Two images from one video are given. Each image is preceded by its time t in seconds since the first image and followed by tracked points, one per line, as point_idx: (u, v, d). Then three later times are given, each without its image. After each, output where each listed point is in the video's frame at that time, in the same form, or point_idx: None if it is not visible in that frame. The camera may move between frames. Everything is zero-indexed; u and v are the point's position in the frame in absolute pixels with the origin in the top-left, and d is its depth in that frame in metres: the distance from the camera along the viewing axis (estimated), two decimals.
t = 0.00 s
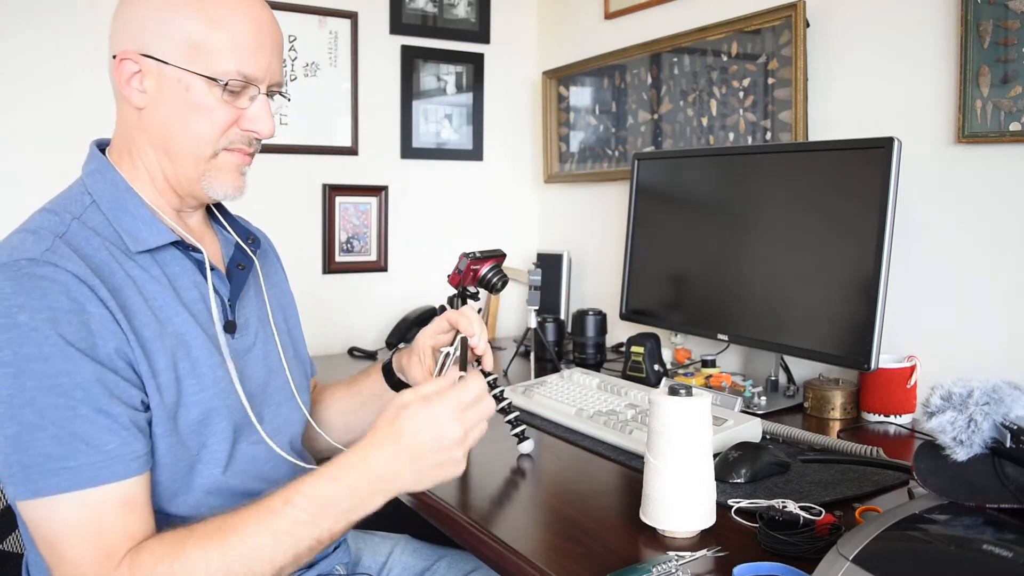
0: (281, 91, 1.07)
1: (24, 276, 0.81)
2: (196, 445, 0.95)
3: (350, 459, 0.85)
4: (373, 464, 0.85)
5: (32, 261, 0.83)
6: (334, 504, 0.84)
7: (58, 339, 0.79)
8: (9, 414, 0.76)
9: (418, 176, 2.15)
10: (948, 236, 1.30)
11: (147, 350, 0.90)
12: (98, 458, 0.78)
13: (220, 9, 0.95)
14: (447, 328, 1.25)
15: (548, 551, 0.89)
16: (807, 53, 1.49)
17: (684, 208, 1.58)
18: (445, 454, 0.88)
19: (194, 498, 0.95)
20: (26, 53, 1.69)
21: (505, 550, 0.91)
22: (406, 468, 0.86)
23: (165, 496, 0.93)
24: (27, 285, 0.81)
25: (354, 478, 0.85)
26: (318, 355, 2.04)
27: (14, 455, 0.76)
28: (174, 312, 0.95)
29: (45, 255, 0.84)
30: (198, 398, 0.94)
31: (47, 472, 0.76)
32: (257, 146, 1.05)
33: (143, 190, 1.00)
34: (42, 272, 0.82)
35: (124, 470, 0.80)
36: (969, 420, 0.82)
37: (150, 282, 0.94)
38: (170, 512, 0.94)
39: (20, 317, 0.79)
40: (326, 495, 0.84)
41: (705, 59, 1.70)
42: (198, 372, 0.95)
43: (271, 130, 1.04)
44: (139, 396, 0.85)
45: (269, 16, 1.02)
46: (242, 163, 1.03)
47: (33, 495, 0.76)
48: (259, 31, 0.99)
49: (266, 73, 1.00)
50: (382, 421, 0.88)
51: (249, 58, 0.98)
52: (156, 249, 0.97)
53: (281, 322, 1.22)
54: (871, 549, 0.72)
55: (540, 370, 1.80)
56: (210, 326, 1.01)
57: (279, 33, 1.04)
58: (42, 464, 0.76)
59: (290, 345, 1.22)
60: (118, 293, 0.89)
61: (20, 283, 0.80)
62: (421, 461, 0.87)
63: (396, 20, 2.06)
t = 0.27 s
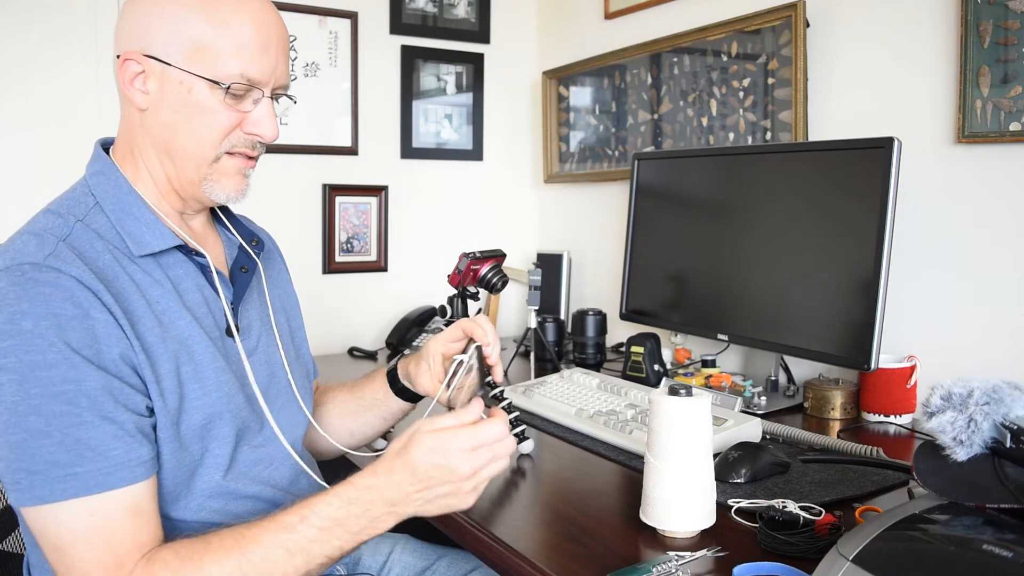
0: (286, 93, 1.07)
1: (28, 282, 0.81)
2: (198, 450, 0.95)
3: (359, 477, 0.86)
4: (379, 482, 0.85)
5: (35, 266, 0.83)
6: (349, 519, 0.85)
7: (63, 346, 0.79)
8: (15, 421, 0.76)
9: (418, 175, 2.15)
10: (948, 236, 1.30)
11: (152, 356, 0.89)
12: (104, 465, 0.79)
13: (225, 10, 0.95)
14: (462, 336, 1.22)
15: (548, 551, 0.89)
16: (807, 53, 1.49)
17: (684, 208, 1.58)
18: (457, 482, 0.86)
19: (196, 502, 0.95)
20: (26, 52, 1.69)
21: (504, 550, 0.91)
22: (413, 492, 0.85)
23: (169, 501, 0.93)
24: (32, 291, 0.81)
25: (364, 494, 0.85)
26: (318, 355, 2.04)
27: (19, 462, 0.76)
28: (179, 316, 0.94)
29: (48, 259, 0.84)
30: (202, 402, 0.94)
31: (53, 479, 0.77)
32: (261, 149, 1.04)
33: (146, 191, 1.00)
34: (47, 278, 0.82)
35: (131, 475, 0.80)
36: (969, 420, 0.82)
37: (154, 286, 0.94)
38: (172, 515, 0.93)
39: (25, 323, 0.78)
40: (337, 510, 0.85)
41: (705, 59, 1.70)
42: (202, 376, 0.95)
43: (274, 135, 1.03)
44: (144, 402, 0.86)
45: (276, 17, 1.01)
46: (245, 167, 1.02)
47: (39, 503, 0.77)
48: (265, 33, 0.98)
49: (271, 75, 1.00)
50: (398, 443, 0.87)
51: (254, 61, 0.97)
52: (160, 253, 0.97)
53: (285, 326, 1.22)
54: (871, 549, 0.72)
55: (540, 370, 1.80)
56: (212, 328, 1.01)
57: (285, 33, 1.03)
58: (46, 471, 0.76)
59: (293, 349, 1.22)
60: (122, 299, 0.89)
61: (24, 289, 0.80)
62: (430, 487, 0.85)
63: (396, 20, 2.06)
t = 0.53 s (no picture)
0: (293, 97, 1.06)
1: (33, 286, 0.81)
2: (203, 454, 0.94)
3: (367, 505, 0.87)
4: (386, 514, 0.86)
5: (41, 270, 0.83)
6: (359, 545, 0.86)
7: (69, 353, 0.79)
8: (20, 428, 0.76)
9: (418, 175, 2.15)
10: (949, 236, 1.30)
11: (158, 361, 0.89)
12: (108, 473, 0.78)
13: (235, 12, 0.94)
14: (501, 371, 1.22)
15: (548, 551, 0.89)
16: (807, 53, 1.49)
17: (684, 208, 1.58)
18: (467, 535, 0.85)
19: (199, 505, 0.95)
20: (26, 52, 1.69)
21: (504, 550, 0.91)
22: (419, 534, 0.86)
23: (169, 504, 0.92)
24: (37, 296, 0.80)
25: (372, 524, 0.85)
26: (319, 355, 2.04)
27: (25, 469, 0.76)
28: (184, 320, 0.94)
29: (54, 263, 0.84)
30: (208, 408, 0.94)
31: (57, 487, 0.76)
32: (268, 153, 1.04)
33: (151, 193, 1.00)
34: (53, 283, 0.82)
35: (135, 484, 0.80)
36: (969, 420, 0.82)
37: (159, 290, 0.93)
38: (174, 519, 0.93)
39: (31, 329, 0.78)
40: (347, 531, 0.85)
41: (705, 59, 1.70)
42: (208, 381, 0.94)
43: (283, 138, 1.03)
44: (150, 409, 0.85)
45: (284, 20, 1.01)
46: (252, 170, 1.02)
47: (43, 510, 0.77)
48: (274, 36, 0.98)
49: (279, 80, 0.99)
50: (412, 482, 0.87)
51: (263, 66, 0.97)
52: (166, 256, 0.96)
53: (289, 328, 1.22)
54: (871, 549, 0.72)
55: (540, 370, 1.80)
56: (217, 332, 1.01)
57: (293, 36, 1.03)
58: (50, 479, 0.76)
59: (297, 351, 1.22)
60: (128, 303, 0.89)
61: (29, 294, 0.80)
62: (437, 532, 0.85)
63: (396, 20, 2.06)
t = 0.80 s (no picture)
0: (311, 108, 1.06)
1: (41, 289, 0.80)
2: (208, 460, 0.95)
3: (359, 510, 0.87)
4: (379, 519, 0.87)
5: (49, 272, 0.82)
6: (350, 551, 0.86)
7: (74, 359, 0.78)
8: (21, 432, 0.76)
9: (418, 175, 2.15)
10: (949, 235, 1.30)
11: (163, 367, 0.89)
12: (108, 482, 0.78)
13: (266, 23, 0.94)
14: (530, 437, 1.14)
15: (548, 551, 0.89)
16: (807, 53, 1.49)
17: (684, 208, 1.58)
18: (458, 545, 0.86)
19: (203, 509, 0.95)
20: (25, 52, 1.69)
21: (504, 551, 0.91)
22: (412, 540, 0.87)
23: (170, 508, 0.92)
24: (43, 299, 0.80)
25: (364, 529, 0.86)
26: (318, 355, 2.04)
27: (24, 473, 0.76)
28: (191, 325, 0.94)
29: (61, 265, 0.83)
30: (215, 413, 0.94)
31: (55, 493, 0.76)
32: (285, 161, 1.03)
33: (162, 194, 0.99)
34: (60, 286, 0.81)
35: (131, 494, 0.80)
36: (969, 420, 0.82)
37: (167, 294, 0.93)
38: (174, 523, 0.93)
39: (36, 333, 0.78)
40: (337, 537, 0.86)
41: (705, 59, 1.70)
42: (212, 387, 0.94)
43: (302, 150, 1.02)
44: (152, 416, 0.85)
45: (311, 32, 1.00)
46: (268, 179, 1.02)
47: (39, 516, 0.76)
48: (303, 48, 0.97)
49: (304, 93, 0.99)
50: (415, 486, 0.89)
51: (291, 78, 0.96)
52: (175, 260, 0.96)
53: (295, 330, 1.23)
54: (871, 549, 0.72)
55: (540, 370, 1.80)
56: (224, 335, 1.00)
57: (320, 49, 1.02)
58: (48, 485, 0.76)
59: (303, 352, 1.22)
60: (135, 307, 0.88)
61: (35, 296, 0.80)
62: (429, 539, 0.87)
63: (396, 20, 2.06)
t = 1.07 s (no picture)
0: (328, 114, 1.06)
1: (54, 292, 0.80)
2: (215, 464, 0.95)
3: (353, 497, 0.87)
4: (374, 505, 0.87)
5: (61, 274, 0.82)
6: (346, 538, 0.87)
7: (86, 363, 0.78)
8: (30, 435, 0.76)
9: (418, 175, 2.15)
10: (949, 235, 1.30)
11: (174, 371, 0.89)
12: (117, 488, 0.78)
13: (290, 28, 0.95)
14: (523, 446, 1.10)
15: (548, 551, 0.89)
16: (807, 53, 1.49)
17: (684, 208, 1.58)
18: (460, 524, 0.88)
19: (210, 512, 0.95)
20: (25, 52, 1.69)
21: (504, 551, 0.91)
22: (411, 522, 0.88)
23: (176, 513, 0.92)
24: (56, 301, 0.80)
25: (359, 517, 0.86)
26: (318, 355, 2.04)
27: (32, 476, 0.76)
28: (202, 329, 0.94)
29: (74, 268, 0.83)
30: (225, 418, 0.94)
31: (63, 498, 0.76)
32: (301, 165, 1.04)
33: (177, 194, 0.99)
34: (74, 289, 0.81)
35: (139, 501, 0.80)
36: (969, 420, 0.82)
37: (179, 297, 0.93)
38: (180, 527, 0.93)
39: (48, 336, 0.78)
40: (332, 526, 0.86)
41: (705, 59, 1.70)
42: (222, 393, 0.95)
43: (319, 155, 1.03)
44: (162, 422, 0.85)
45: (332, 38, 1.01)
46: (283, 184, 1.02)
47: (46, 520, 0.76)
48: (324, 54, 0.98)
49: (323, 99, 0.99)
50: (410, 466, 0.90)
51: (312, 84, 0.97)
52: (187, 263, 0.97)
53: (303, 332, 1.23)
54: (872, 549, 0.72)
55: (540, 370, 1.80)
56: (234, 339, 1.01)
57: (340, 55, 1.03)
58: (56, 489, 0.76)
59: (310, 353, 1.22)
60: (147, 310, 0.88)
61: (48, 299, 0.80)
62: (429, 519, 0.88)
63: (396, 20, 2.06)
